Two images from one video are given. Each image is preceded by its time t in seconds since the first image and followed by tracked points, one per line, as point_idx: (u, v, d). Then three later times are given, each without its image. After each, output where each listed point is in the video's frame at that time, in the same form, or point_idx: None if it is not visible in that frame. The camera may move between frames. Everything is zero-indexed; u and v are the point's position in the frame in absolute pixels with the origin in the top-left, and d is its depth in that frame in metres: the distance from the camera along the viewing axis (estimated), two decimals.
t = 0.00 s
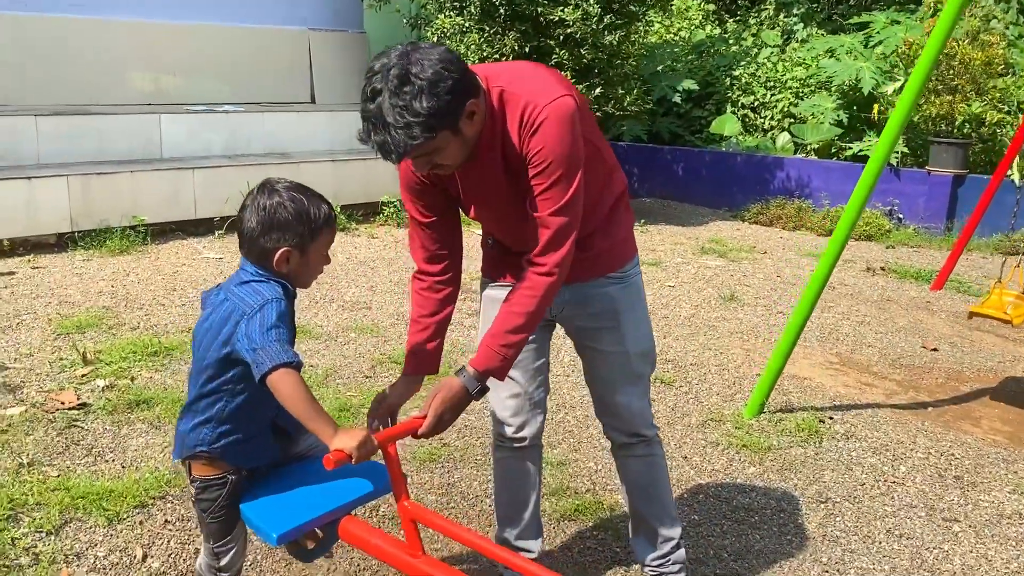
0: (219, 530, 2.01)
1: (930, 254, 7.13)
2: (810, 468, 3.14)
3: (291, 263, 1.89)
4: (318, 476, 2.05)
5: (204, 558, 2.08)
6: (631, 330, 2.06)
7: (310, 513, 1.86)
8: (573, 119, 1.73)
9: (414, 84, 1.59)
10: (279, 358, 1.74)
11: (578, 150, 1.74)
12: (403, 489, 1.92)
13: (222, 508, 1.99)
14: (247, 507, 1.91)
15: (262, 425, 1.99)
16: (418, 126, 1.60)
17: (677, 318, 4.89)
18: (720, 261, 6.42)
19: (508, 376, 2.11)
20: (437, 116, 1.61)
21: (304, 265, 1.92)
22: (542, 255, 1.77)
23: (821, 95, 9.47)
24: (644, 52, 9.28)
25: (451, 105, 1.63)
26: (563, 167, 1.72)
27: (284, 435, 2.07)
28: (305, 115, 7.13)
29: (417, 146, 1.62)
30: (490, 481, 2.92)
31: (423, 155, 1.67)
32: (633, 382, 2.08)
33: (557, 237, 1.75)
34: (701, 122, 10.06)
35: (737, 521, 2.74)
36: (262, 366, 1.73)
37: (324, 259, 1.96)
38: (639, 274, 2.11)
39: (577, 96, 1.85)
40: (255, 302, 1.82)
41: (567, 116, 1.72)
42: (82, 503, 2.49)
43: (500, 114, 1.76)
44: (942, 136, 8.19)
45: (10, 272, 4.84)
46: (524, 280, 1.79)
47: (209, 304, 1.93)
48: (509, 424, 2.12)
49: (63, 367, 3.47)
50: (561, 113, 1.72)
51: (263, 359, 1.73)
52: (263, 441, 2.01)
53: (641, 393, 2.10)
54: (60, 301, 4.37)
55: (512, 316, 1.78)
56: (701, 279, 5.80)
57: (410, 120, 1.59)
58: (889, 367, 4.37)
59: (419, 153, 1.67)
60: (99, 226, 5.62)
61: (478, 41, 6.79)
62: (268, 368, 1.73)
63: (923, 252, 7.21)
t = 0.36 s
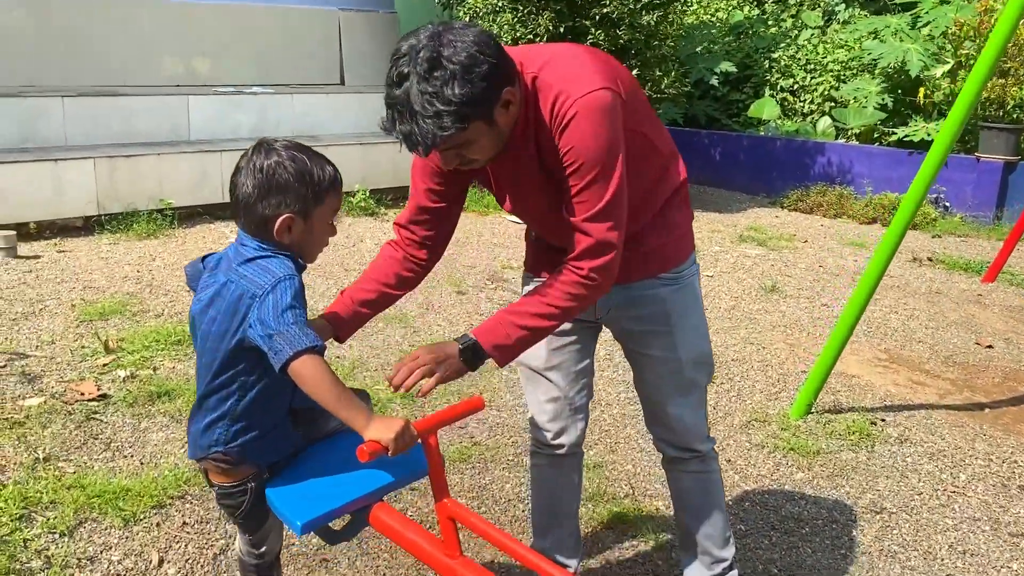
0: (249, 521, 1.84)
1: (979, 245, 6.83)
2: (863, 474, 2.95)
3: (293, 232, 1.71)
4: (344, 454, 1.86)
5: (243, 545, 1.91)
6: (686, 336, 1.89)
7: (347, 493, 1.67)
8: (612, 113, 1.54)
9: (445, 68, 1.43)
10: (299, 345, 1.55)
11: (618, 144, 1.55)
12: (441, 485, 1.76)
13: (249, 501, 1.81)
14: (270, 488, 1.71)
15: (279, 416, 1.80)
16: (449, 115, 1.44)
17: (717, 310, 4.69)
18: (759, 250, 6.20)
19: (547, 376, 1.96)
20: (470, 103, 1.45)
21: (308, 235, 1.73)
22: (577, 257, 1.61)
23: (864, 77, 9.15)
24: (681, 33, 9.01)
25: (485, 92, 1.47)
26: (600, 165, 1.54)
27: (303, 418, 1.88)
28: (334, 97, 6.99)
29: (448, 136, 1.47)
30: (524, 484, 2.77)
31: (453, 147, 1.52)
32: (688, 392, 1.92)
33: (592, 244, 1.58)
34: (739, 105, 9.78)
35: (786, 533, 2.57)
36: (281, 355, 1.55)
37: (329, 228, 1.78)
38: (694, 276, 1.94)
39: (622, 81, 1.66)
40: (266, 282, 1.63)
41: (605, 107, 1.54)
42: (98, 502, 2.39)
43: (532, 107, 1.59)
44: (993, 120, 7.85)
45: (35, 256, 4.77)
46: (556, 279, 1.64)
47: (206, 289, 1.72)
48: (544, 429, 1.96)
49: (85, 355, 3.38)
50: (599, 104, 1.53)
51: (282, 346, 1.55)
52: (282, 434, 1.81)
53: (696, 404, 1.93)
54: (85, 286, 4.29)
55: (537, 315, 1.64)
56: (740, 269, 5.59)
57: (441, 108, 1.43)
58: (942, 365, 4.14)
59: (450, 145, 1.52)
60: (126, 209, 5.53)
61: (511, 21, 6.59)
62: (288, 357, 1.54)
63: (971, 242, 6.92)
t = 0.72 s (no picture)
0: (230, 505, 1.65)
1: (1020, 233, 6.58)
2: (897, 478, 2.81)
3: (298, 193, 1.51)
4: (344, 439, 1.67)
5: (215, 531, 1.72)
6: (667, 347, 1.67)
7: (331, 481, 1.51)
8: (588, 92, 1.38)
9: (405, 13, 1.31)
10: (294, 316, 1.35)
11: (592, 128, 1.38)
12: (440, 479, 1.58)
13: (231, 483, 1.62)
14: (253, 477, 1.54)
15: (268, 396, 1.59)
16: (410, 63, 1.31)
17: (745, 301, 4.54)
18: (790, 238, 6.01)
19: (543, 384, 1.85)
20: (434, 51, 1.32)
21: (315, 198, 1.54)
22: (532, 249, 1.43)
23: (900, 59, 8.86)
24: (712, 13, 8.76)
25: (451, 42, 1.34)
26: (566, 147, 1.37)
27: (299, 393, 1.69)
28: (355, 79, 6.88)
29: (408, 89, 1.34)
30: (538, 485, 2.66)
31: (416, 107, 1.39)
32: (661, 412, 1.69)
33: (546, 234, 1.41)
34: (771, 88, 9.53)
35: (815, 542, 2.44)
36: (273, 328, 1.35)
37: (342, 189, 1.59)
38: (698, 288, 1.68)
39: (617, 63, 1.50)
40: (266, 243, 1.43)
41: (582, 86, 1.38)
42: (97, 500, 2.32)
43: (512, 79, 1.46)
44: None
45: (52, 241, 4.73)
46: (510, 275, 1.45)
47: (198, 252, 1.52)
48: (538, 440, 1.86)
49: (94, 344, 3.32)
50: (575, 81, 1.38)
51: (274, 316, 1.35)
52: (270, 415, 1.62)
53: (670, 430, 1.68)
54: (99, 272, 4.23)
55: (484, 310, 1.46)
56: (770, 258, 5.42)
57: (402, 56, 1.31)
58: (981, 362, 3.96)
59: (415, 105, 1.39)
60: (144, 192, 5.47)
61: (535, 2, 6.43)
62: (280, 329, 1.34)
63: (1012, 231, 6.67)
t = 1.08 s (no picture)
0: (223, 476, 1.54)
1: None
2: (928, 483, 2.68)
3: (311, 134, 1.32)
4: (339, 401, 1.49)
5: (204, 501, 1.61)
6: (594, 405, 1.51)
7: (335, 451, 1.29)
8: (585, 60, 1.17)
9: None
10: (303, 287, 1.18)
11: (583, 101, 1.17)
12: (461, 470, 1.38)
13: (225, 452, 1.49)
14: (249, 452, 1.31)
15: (268, 362, 1.42)
16: None
17: (768, 293, 4.40)
18: (813, 228, 5.86)
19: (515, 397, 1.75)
20: None
21: (331, 144, 1.34)
22: (495, 232, 1.22)
23: (928, 44, 8.64)
24: None
25: None
26: (548, 118, 1.17)
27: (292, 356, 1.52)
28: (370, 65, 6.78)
29: None
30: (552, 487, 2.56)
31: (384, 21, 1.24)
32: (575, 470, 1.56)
33: (512, 211, 1.20)
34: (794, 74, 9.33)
35: (843, 551, 2.33)
36: (280, 298, 1.18)
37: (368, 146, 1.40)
38: (653, 350, 1.47)
39: (639, 49, 1.29)
40: (262, 191, 1.27)
41: (581, 54, 1.17)
42: (97, 500, 2.24)
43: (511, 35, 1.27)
44: None
45: (62, 229, 4.67)
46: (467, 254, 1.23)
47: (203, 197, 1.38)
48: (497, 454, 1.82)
49: (101, 337, 3.25)
50: (576, 48, 1.18)
51: (280, 285, 1.19)
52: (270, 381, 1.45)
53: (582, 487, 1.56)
54: (108, 262, 4.16)
55: (429, 286, 1.23)
56: (793, 249, 5.27)
57: None
58: (1014, 359, 3.81)
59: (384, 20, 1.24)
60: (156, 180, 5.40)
61: None
62: (289, 301, 1.18)
63: None
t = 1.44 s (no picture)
0: (265, 475, 1.50)
1: None
2: (961, 493, 2.63)
3: (321, 120, 1.23)
4: (386, 402, 1.42)
5: (253, 498, 1.59)
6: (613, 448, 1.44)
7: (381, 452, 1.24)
8: (658, 42, 1.07)
9: None
10: (350, 295, 1.13)
11: (652, 88, 1.07)
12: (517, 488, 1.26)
13: (260, 457, 1.46)
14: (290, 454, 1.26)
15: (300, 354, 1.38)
16: None
17: (788, 294, 4.34)
18: (832, 225, 5.78)
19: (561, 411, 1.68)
20: None
21: (342, 134, 1.23)
22: (547, 227, 1.11)
23: (945, 37, 8.53)
24: None
25: None
26: (613, 104, 1.06)
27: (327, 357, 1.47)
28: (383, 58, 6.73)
29: None
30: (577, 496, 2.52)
31: None
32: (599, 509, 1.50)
33: (568, 206, 1.08)
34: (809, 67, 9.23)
35: (876, 565, 2.28)
36: (324, 307, 1.13)
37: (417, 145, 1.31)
38: (674, 389, 1.39)
39: (711, 41, 1.18)
40: (292, 188, 1.19)
41: (654, 35, 1.07)
42: (117, 509, 2.21)
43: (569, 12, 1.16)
44: None
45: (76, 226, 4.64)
46: (515, 252, 1.13)
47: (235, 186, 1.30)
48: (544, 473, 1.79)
49: (117, 338, 3.21)
50: (648, 29, 1.07)
51: (323, 293, 1.13)
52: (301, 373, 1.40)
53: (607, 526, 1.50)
54: (123, 259, 4.13)
55: (474, 280, 1.13)
56: (812, 247, 5.20)
57: None
58: None
59: None
60: (169, 175, 5.37)
61: None
62: (333, 307, 1.13)
63: None
